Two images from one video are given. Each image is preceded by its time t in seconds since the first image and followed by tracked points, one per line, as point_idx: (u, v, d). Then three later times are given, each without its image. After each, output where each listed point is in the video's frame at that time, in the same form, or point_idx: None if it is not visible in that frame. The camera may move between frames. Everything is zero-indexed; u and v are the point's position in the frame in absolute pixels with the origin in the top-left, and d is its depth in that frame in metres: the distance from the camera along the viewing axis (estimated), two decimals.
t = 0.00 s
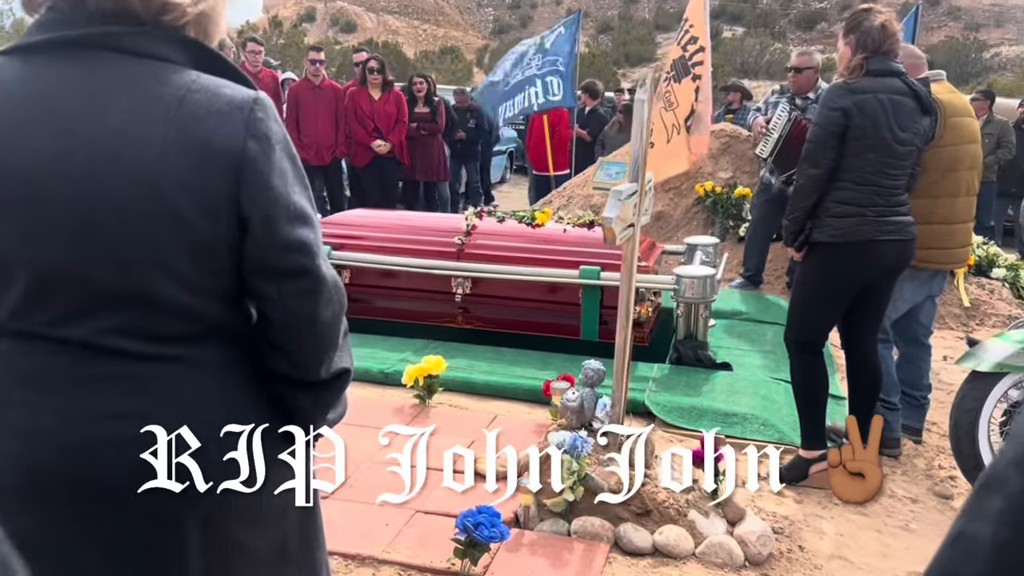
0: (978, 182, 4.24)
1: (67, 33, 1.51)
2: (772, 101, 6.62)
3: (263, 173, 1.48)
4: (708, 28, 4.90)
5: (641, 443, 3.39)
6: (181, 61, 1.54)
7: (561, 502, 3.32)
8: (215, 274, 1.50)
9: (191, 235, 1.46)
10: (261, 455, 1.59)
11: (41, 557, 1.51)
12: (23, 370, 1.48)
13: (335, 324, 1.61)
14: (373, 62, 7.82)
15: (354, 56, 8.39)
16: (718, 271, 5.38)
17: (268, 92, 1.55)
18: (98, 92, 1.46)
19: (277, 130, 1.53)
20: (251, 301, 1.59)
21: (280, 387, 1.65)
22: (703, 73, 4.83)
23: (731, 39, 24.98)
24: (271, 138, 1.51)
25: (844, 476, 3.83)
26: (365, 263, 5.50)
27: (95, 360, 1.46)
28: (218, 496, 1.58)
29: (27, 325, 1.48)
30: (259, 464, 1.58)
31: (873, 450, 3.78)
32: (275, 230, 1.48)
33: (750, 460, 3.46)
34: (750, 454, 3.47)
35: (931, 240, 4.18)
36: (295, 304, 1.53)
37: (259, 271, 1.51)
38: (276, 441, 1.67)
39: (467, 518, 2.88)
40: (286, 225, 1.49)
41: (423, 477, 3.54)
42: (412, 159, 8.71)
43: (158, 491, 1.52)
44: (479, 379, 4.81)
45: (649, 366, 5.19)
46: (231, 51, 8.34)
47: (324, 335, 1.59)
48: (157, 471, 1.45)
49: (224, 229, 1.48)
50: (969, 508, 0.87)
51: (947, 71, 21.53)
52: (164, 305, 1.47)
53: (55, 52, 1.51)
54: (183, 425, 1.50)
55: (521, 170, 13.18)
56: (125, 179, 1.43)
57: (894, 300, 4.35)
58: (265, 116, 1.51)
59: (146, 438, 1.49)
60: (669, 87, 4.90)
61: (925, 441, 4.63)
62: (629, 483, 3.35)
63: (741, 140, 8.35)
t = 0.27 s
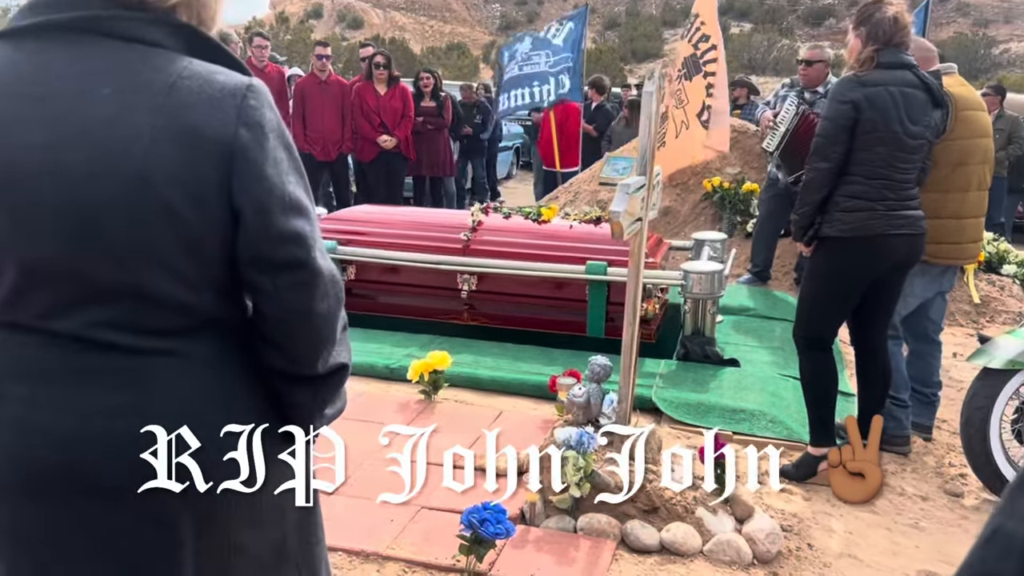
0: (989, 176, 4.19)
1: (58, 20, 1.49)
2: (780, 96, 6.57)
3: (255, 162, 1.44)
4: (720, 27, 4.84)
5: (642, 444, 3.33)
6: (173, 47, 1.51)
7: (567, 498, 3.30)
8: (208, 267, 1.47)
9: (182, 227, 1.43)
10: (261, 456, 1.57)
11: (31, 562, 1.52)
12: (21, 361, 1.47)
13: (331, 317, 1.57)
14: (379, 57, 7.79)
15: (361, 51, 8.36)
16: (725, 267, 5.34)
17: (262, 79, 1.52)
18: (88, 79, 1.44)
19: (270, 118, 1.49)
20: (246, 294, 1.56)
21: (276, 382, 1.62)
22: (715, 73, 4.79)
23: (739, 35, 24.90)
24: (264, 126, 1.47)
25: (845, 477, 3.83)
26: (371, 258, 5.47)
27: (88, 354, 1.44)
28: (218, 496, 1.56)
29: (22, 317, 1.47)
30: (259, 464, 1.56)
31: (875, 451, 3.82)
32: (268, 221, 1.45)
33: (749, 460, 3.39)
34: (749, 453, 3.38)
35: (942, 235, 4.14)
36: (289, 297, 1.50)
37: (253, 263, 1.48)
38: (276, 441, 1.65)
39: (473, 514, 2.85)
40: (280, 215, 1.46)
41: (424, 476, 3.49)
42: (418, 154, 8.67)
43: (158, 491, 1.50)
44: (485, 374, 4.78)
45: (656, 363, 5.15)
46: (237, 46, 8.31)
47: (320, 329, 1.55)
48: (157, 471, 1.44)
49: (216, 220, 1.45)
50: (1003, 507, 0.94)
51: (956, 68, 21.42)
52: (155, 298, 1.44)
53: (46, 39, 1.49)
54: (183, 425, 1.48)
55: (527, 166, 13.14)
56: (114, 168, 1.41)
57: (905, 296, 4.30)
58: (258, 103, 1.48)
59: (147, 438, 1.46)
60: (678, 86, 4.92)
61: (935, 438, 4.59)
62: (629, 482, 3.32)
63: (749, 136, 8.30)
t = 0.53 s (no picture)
0: (998, 171, 4.16)
1: (50, 9, 1.49)
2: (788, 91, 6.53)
3: (247, 153, 1.44)
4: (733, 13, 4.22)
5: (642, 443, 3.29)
6: (167, 37, 1.51)
7: (571, 494, 3.27)
8: (201, 258, 1.47)
9: (174, 218, 1.44)
10: (261, 456, 1.58)
11: (27, 554, 1.52)
12: (17, 354, 1.47)
13: (327, 310, 1.57)
14: (385, 52, 7.77)
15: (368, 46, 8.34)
16: (732, 263, 5.33)
17: (255, 69, 1.51)
18: (79, 69, 1.44)
19: (263, 108, 1.49)
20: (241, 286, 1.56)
21: (272, 375, 1.61)
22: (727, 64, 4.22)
23: (748, 31, 24.79)
24: (257, 116, 1.47)
25: (845, 477, 3.79)
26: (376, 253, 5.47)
27: (84, 347, 1.44)
28: (218, 496, 1.57)
29: (15, 309, 1.47)
30: (259, 465, 1.58)
31: (876, 450, 3.79)
32: (261, 212, 1.45)
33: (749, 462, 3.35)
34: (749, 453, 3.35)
35: (950, 230, 4.11)
36: (283, 289, 1.50)
37: (247, 255, 1.48)
38: (276, 440, 1.66)
39: (477, 509, 2.84)
40: (273, 207, 1.46)
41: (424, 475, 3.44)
42: (425, 149, 8.66)
43: (159, 491, 1.51)
44: (490, 369, 4.78)
45: (661, 358, 5.14)
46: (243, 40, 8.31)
47: (315, 322, 1.55)
48: (157, 471, 1.45)
49: (208, 211, 1.45)
50: (1004, 513, 0.96)
51: (966, 63, 21.28)
52: (148, 290, 1.44)
53: (39, 28, 1.49)
54: (183, 425, 1.50)
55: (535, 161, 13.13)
56: (106, 159, 1.41)
57: (912, 292, 4.27)
58: (250, 93, 1.48)
59: (147, 438, 1.48)
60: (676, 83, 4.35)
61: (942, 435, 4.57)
62: (630, 481, 3.30)
63: (757, 131, 8.27)
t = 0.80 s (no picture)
0: (1000, 168, 4.15)
1: (38, 8, 1.50)
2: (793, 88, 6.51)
3: (234, 153, 1.46)
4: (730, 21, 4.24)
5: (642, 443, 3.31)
6: (155, 36, 1.52)
7: (571, 490, 3.29)
8: (190, 257, 1.49)
9: (162, 217, 1.45)
10: (261, 456, 1.62)
11: (20, 546, 1.54)
12: (11, 350, 1.48)
13: (315, 308, 1.59)
14: (390, 48, 7.77)
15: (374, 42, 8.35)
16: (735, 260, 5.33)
17: (243, 68, 1.52)
18: (67, 69, 1.46)
19: (250, 107, 1.50)
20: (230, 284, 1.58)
21: (262, 372, 1.63)
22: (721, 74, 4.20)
23: (756, 28, 24.68)
24: (243, 115, 1.48)
25: (845, 477, 3.78)
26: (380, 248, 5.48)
27: (77, 345, 1.46)
28: (218, 496, 1.60)
29: (8, 307, 1.49)
30: (259, 465, 1.61)
31: (876, 451, 3.77)
32: (248, 212, 1.47)
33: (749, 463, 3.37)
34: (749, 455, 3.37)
35: (952, 227, 4.10)
36: (271, 288, 1.52)
37: (235, 254, 1.50)
38: (276, 441, 1.70)
39: (475, 505, 2.85)
40: (260, 206, 1.47)
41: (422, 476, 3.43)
42: (430, 146, 8.66)
43: (159, 491, 1.54)
44: (493, 365, 4.79)
45: (664, 355, 5.14)
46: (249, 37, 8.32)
47: (303, 320, 1.57)
48: (157, 471, 1.47)
49: (196, 210, 1.47)
50: (964, 515, 0.92)
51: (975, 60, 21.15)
52: (137, 289, 1.46)
53: (28, 27, 1.50)
54: (183, 425, 1.52)
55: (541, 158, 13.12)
56: (94, 159, 1.43)
57: (915, 290, 4.26)
58: (237, 92, 1.48)
59: (146, 438, 1.50)
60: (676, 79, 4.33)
61: (944, 433, 4.56)
62: (630, 481, 3.31)
63: (763, 128, 8.24)
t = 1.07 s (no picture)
0: (1006, 166, 4.14)
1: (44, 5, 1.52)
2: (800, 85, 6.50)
3: (239, 150, 1.48)
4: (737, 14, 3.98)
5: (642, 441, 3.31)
6: (161, 34, 1.54)
7: (573, 486, 3.31)
8: (195, 252, 1.51)
9: (168, 213, 1.47)
10: (260, 455, 1.64)
11: (22, 539, 1.55)
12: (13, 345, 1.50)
13: (318, 303, 1.60)
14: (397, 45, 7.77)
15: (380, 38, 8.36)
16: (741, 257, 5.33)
17: (247, 66, 1.54)
18: (73, 66, 1.47)
19: (254, 104, 1.52)
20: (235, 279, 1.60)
21: (267, 366, 1.65)
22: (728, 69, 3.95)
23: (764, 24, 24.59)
24: (248, 113, 1.50)
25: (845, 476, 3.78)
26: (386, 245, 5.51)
27: (83, 341, 1.48)
28: (218, 496, 1.64)
29: (6, 302, 1.49)
30: (259, 464, 1.64)
31: (876, 451, 3.76)
32: (253, 208, 1.48)
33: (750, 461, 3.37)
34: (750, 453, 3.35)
35: (957, 224, 4.10)
36: (276, 282, 1.54)
37: (240, 249, 1.52)
38: (276, 441, 1.73)
39: (478, 500, 2.88)
40: (264, 202, 1.49)
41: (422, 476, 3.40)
42: (437, 142, 8.67)
43: (160, 491, 1.57)
44: (498, 362, 4.81)
45: (668, 352, 5.14)
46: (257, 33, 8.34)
47: (307, 314, 1.59)
48: (157, 471, 1.50)
49: (201, 206, 1.49)
50: (943, 513, 0.89)
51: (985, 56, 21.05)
52: (143, 284, 1.48)
53: (33, 24, 1.52)
54: (183, 425, 1.55)
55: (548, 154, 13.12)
56: (101, 155, 1.45)
57: (919, 287, 4.26)
58: (242, 90, 1.50)
59: (146, 439, 1.53)
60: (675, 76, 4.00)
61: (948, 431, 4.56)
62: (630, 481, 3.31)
63: (769, 125, 8.23)
